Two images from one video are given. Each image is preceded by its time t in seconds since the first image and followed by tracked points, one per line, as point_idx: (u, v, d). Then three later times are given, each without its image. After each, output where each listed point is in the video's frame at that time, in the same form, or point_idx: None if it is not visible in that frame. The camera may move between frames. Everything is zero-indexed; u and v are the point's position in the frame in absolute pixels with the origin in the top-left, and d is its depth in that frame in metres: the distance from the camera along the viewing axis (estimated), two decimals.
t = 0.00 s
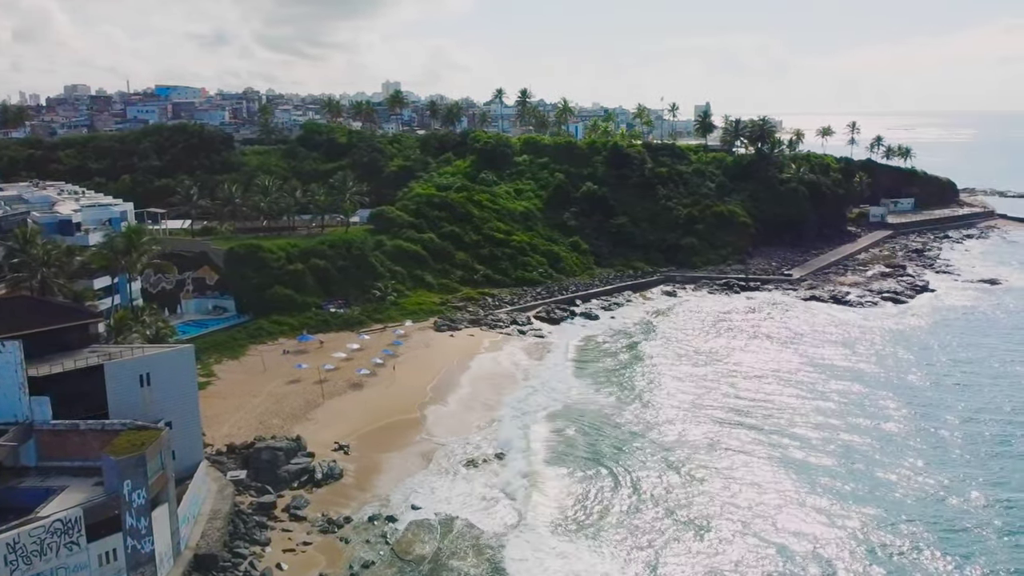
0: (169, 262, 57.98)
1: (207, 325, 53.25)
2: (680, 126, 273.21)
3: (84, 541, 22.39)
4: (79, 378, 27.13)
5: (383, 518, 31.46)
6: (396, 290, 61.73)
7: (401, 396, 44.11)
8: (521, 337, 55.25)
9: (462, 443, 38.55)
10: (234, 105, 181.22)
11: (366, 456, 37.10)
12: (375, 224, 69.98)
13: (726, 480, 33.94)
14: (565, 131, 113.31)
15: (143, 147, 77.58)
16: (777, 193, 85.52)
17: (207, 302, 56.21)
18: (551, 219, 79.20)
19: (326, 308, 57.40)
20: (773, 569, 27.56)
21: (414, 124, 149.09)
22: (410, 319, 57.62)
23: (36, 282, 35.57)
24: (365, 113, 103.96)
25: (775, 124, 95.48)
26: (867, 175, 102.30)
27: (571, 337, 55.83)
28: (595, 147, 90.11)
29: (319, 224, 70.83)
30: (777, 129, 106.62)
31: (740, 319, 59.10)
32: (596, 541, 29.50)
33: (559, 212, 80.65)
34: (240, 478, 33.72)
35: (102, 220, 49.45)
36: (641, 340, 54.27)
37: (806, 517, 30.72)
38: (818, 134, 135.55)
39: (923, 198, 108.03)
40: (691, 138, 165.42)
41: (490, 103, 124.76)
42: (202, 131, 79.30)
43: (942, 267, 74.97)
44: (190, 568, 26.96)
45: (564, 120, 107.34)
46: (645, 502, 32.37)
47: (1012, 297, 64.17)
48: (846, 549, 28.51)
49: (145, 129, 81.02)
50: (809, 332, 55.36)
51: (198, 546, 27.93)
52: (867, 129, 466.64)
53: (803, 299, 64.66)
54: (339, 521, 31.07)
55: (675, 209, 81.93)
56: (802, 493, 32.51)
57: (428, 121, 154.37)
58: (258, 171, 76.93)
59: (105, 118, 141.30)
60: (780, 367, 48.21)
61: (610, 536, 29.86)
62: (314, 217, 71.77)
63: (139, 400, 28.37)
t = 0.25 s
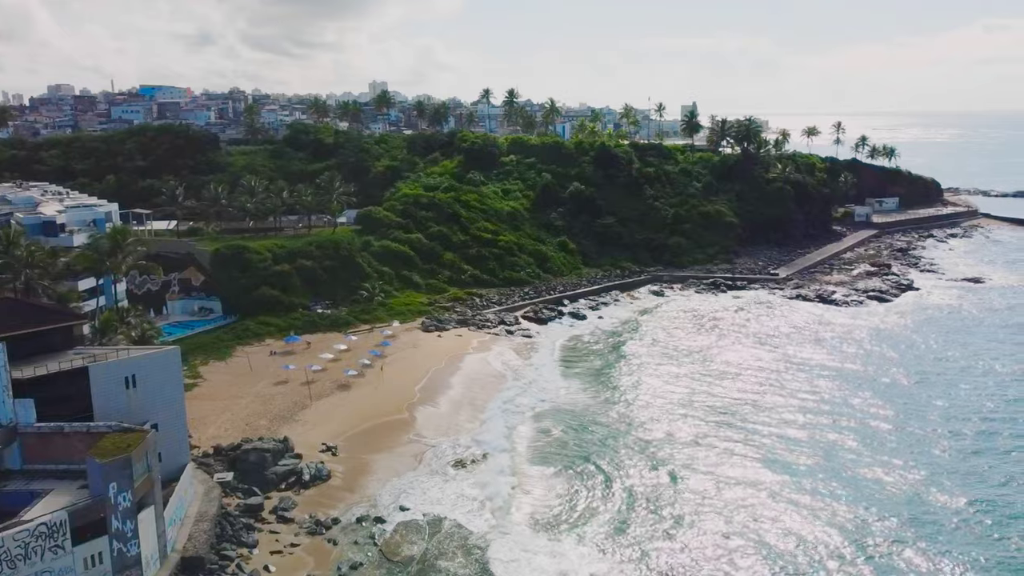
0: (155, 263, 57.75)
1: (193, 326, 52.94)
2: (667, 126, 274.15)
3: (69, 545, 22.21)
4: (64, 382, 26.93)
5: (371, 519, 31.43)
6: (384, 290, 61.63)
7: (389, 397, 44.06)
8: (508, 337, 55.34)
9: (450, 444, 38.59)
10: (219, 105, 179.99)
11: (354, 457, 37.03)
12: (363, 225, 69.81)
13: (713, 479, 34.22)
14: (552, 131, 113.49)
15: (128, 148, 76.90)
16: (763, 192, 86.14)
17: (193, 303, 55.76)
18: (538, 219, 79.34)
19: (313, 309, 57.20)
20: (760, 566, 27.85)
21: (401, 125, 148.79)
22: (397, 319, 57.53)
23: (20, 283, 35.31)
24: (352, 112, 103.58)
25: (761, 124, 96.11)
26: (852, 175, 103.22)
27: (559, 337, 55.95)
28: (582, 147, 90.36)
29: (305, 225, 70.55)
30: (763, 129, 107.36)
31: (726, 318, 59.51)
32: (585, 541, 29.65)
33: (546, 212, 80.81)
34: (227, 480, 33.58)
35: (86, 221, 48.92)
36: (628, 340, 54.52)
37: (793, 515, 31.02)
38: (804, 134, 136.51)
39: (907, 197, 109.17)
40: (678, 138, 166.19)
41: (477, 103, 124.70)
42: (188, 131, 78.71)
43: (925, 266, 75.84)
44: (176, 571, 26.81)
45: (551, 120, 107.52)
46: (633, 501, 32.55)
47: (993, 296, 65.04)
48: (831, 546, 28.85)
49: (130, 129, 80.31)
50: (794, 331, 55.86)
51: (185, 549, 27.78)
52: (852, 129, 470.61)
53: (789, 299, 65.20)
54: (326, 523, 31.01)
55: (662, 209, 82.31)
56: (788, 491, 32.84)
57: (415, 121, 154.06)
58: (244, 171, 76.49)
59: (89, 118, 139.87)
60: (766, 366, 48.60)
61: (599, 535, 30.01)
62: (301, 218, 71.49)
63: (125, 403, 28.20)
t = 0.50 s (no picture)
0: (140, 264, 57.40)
1: (180, 327, 52.61)
2: (653, 126, 275.08)
3: (54, 549, 22.05)
4: (48, 385, 26.68)
5: (359, 520, 31.38)
6: (371, 291, 61.48)
7: (376, 398, 43.96)
8: (496, 337, 55.40)
9: (439, 444, 38.61)
10: (205, 105, 178.81)
11: (342, 458, 36.94)
12: (350, 225, 69.65)
13: (700, 478, 34.48)
14: (539, 131, 113.68)
15: (112, 148, 76.19)
16: (749, 192, 86.75)
17: (179, 305, 55.19)
18: (526, 219, 79.48)
19: (300, 310, 56.98)
20: (747, 563, 28.11)
21: (388, 125, 148.50)
22: (385, 320, 57.41)
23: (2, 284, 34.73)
24: (339, 113, 103.23)
25: (746, 124, 96.75)
26: (837, 175, 104.19)
27: (547, 337, 56.09)
28: (570, 147, 90.58)
29: (292, 225, 70.27)
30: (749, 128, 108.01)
31: (713, 318, 59.91)
32: (573, 540, 29.77)
33: (534, 213, 80.96)
34: (214, 482, 33.42)
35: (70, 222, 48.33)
36: (616, 339, 54.78)
37: (779, 512, 31.33)
38: (789, 134, 137.51)
39: (892, 197, 110.32)
40: (665, 138, 166.92)
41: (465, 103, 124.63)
42: (173, 131, 78.12)
43: (909, 265, 76.68)
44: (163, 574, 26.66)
45: (538, 120, 107.70)
46: (621, 500, 32.74)
47: (975, 294, 65.89)
48: (817, 544, 29.16)
49: (114, 129, 79.60)
50: (780, 330, 56.34)
51: (171, 552, 27.62)
52: (837, 129, 474.49)
53: (776, 298, 65.74)
54: (314, 524, 30.94)
55: (649, 209, 82.68)
56: (775, 489, 33.16)
57: (402, 121, 153.75)
58: (230, 172, 76.07)
59: (73, 119, 138.50)
60: (752, 364, 49.00)
61: (587, 535, 30.15)
62: (288, 218, 71.19)
63: (111, 406, 28.00)
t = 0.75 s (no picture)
0: (126, 266, 57.01)
1: (165, 329, 52.24)
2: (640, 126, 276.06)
3: (39, 553, 21.83)
4: (33, 388, 26.47)
5: (347, 521, 31.33)
6: (359, 292, 61.31)
7: (364, 399, 43.88)
8: (484, 337, 55.43)
9: (427, 445, 38.58)
10: (190, 105, 177.54)
11: (330, 459, 36.86)
12: (337, 226, 69.43)
13: (688, 477, 34.73)
14: (526, 131, 113.79)
15: (96, 149, 75.47)
16: (735, 192, 87.32)
17: (165, 306, 54.89)
18: (513, 220, 79.57)
19: (287, 311, 56.75)
20: (735, 561, 28.31)
21: (375, 125, 148.13)
22: (372, 321, 57.30)
23: None
24: (325, 113, 102.83)
25: (733, 124, 97.36)
26: (823, 174, 105.03)
27: (535, 337, 56.21)
28: (557, 148, 90.73)
29: (279, 226, 69.98)
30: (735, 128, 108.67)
31: (700, 317, 60.28)
32: (563, 540, 29.86)
33: (521, 213, 81.08)
34: (200, 484, 33.26)
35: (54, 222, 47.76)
36: (603, 339, 55.00)
37: (766, 511, 31.62)
38: (775, 134, 138.44)
39: (877, 196, 111.39)
40: (652, 138, 167.53)
41: (451, 104, 124.54)
42: (158, 132, 77.51)
43: (893, 264, 77.48)
44: None
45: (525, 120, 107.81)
46: (610, 500, 32.89)
47: (959, 293, 66.70)
48: (803, 541, 29.44)
49: (98, 129, 78.86)
50: (766, 329, 56.79)
51: (158, 555, 27.48)
52: (822, 130, 478.35)
53: (762, 297, 66.25)
54: (302, 526, 30.86)
55: (637, 209, 83.02)
56: (761, 487, 33.46)
57: (389, 121, 153.37)
58: (216, 172, 75.60)
59: (56, 119, 137.01)
60: (738, 363, 49.38)
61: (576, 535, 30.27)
62: (274, 219, 70.83)
63: (96, 408, 27.83)
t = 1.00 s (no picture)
0: (111, 267, 56.62)
1: (151, 330, 51.83)
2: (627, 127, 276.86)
3: (24, 557, 21.64)
4: (17, 390, 26.22)
5: (335, 523, 31.26)
6: (346, 292, 61.11)
7: (352, 400, 43.78)
8: (472, 338, 55.49)
9: (416, 445, 38.61)
10: (175, 105, 176.22)
11: (318, 461, 36.76)
12: (324, 226, 69.19)
13: (676, 475, 34.98)
14: (514, 131, 113.88)
15: (81, 149, 74.71)
16: (722, 192, 87.85)
17: (150, 308, 54.37)
18: (501, 220, 79.64)
19: (274, 312, 56.51)
20: (722, 560, 28.55)
21: (362, 125, 147.72)
22: (360, 322, 57.17)
23: None
24: (312, 113, 102.36)
25: (719, 125, 97.89)
26: (809, 174, 105.84)
27: (524, 337, 56.29)
28: (544, 148, 90.92)
29: (265, 227, 69.66)
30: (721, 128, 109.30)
31: (686, 316, 60.66)
32: (552, 540, 29.99)
33: (509, 213, 81.17)
34: (187, 487, 33.08)
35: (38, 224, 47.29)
36: (591, 339, 55.22)
37: (753, 509, 31.92)
38: (761, 134, 139.29)
39: (862, 196, 112.42)
40: (639, 138, 168.22)
41: (439, 104, 124.47)
42: (143, 132, 76.88)
43: (878, 263, 78.26)
44: None
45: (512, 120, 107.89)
46: (599, 500, 33.05)
47: (942, 291, 67.47)
48: (790, 539, 29.69)
49: (82, 129, 78.07)
50: (752, 328, 57.24)
51: (144, 558, 27.32)
52: (807, 129, 481.70)
53: (749, 296, 66.73)
54: (290, 528, 30.76)
55: (624, 209, 83.34)
56: (748, 486, 33.78)
57: (376, 121, 152.98)
58: (202, 173, 75.10)
59: (40, 119, 135.50)
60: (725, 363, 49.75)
61: (565, 533, 30.43)
62: (261, 219, 70.84)
63: (81, 411, 27.62)
